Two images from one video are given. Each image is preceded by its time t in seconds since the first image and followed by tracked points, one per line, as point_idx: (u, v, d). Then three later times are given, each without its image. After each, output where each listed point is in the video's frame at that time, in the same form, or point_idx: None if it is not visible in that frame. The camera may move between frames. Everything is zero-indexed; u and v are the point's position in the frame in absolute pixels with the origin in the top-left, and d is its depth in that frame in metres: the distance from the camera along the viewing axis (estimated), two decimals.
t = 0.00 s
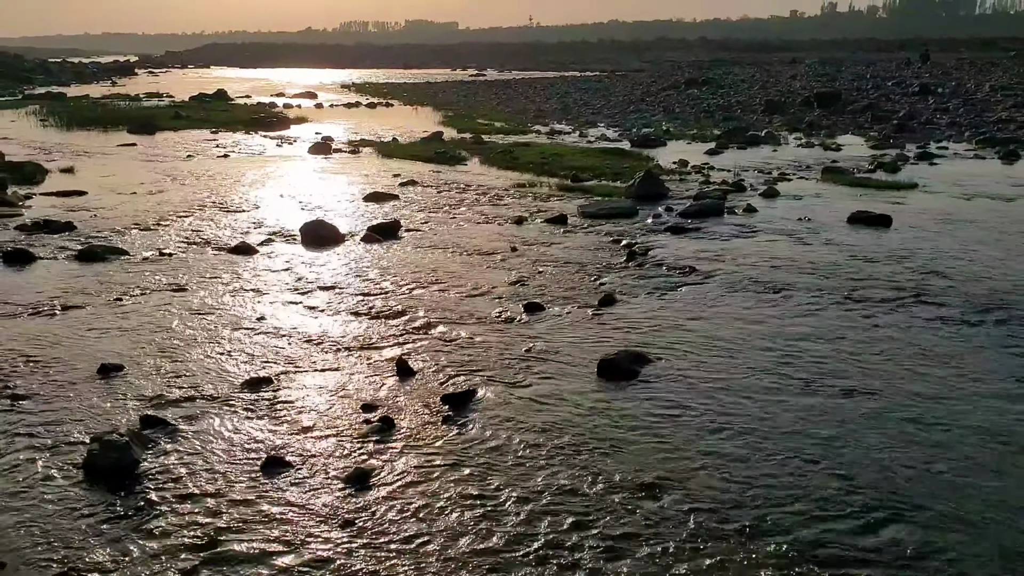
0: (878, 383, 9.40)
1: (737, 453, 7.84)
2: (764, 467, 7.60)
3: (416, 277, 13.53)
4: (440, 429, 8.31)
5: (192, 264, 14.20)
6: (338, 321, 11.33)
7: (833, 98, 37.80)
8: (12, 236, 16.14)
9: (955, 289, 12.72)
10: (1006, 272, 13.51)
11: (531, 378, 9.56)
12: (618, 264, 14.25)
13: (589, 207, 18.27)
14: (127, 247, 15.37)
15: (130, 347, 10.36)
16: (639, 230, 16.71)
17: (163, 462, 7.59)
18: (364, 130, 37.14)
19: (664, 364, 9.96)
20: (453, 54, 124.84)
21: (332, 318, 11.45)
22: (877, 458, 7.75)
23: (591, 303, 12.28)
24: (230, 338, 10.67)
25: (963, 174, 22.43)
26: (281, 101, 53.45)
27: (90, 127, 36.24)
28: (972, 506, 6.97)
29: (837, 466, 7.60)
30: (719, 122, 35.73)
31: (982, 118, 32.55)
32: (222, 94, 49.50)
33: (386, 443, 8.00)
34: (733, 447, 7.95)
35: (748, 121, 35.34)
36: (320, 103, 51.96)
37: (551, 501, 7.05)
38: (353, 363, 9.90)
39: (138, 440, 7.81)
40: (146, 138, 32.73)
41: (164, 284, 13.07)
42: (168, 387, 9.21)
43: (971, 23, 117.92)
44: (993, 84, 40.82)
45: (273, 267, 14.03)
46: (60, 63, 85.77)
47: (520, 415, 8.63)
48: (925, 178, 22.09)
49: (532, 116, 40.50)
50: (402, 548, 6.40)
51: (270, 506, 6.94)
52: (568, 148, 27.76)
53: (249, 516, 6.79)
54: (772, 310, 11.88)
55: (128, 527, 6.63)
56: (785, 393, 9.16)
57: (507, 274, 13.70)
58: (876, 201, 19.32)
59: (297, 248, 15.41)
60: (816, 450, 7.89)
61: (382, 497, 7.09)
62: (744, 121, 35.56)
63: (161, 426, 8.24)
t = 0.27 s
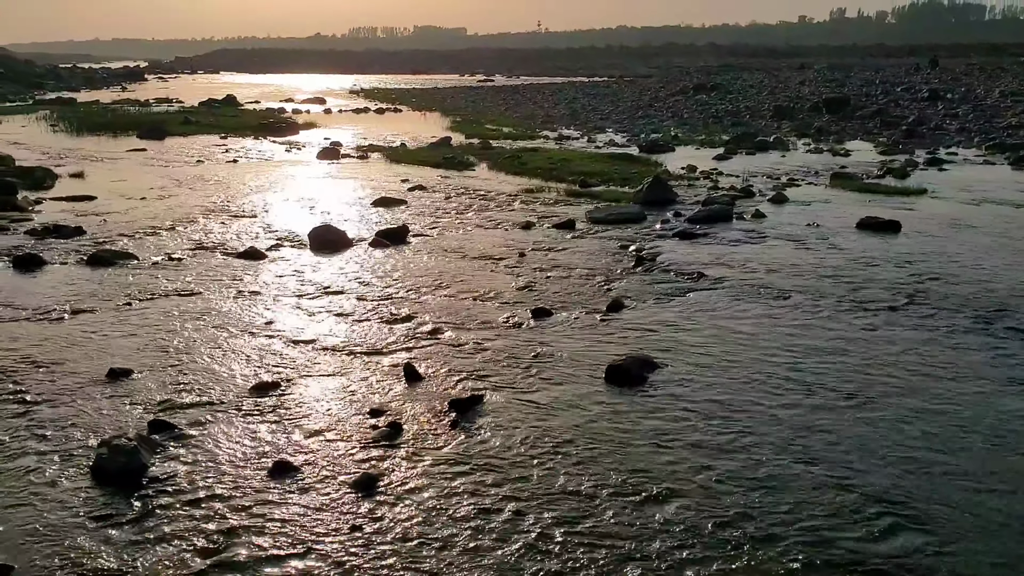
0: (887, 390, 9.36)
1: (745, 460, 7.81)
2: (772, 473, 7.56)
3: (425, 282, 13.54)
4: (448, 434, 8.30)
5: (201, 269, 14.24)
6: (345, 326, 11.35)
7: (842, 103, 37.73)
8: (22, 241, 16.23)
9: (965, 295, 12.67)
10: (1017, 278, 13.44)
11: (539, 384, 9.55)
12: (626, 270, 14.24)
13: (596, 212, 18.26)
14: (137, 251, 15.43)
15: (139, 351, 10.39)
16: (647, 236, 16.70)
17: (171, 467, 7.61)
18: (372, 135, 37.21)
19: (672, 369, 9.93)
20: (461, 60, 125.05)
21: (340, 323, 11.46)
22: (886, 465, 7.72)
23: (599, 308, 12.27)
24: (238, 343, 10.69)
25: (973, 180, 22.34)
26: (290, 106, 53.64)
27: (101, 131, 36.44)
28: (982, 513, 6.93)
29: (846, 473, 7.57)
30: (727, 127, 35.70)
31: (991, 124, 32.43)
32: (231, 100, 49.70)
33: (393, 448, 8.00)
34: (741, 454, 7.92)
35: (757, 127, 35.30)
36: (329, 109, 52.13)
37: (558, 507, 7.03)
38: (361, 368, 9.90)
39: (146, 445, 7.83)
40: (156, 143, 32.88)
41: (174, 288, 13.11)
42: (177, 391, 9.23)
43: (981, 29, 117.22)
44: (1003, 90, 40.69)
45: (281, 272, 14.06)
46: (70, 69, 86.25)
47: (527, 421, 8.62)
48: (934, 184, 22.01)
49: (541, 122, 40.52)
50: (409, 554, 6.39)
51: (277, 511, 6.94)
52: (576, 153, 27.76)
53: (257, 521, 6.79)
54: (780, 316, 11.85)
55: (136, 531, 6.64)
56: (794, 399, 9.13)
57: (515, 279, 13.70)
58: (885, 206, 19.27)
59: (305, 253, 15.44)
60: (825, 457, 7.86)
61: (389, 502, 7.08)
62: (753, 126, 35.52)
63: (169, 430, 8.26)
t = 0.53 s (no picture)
0: (897, 396, 9.32)
1: (754, 465, 7.78)
2: (781, 480, 7.53)
3: (433, 287, 13.54)
4: (456, 439, 8.29)
5: (210, 273, 14.27)
6: (354, 330, 11.36)
7: (851, 108, 37.65)
8: (33, 245, 16.30)
9: (974, 301, 12.62)
10: None
11: (547, 389, 9.54)
12: (635, 274, 14.22)
13: (605, 217, 18.25)
14: (146, 255, 15.49)
15: (148, 355, 10.42)
16: (655, 241, 16.68)
17: (179, 471, 7.62)
18: (381, 140, 37.27)
19: (681, 375, 9.91)
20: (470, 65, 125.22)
21: (348, 328, 11.47)
22: (896, 472, 7.68)
23: (607, 313, 12.25)
24: (247, 347, 10.70)
25: (983, 185, 22.26)
26: (299, 111, 53.80)
27: (111, 136, 36.59)
28: (992, 520, 6.88)
29: (855, 480, 7.53)
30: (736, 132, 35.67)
31: (1001, 129, 32.32)
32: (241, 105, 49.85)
33: (401, 453, 8.00)
34: (750, 460, 7.89)
35: (765, 132, 35.24)
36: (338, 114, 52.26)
37: (566, 512, 7.02)
38: (369, 372, 9.91)
39: (155, 449, 7.84)
40: (165, 148, 33.00)
41: (183, 292, 13.14)
42: (186, 395, 9.24)
43: (990, 34, 116.93)
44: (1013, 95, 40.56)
45: (290, 276, 14.08)
46: (80, 74, 86.66)
47: (536, 426, 8.61)
48: (944, 189, 21.94)
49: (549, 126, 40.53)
50: (416, 559, 6.38)
51: (285, 516, 6.94)
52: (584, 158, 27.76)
53: (264, 526, 6.79)
54: (789, 322, 11.82)
55: (144, 535, 6.65)
56: (803, 405, 9.09)
57: (523, 284, 13.70)
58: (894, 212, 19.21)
59: (313, 258, 15.47)
60: (834, 464, 7.82)
61: (397, 507, 7.07)
62: (762, 131, 35.47)
63: (178, 435, 8.27)
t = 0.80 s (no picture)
0: (905, 402, 9.29)
1: (762, 471, 7.76)
2: (789, 485, 7.51)
3: (440, 291, 13.55)
4: (463, 444, 8.29)
5: (218, 277, 14.30)
6: (361, 334, 11.37)
7: (859, 113, 37.60)
8: (42, 249, 16.37)
9: (983, 306, 12.58)
10: None
11: (554, 393, 9.53)
12: (642, 279, 14.22)
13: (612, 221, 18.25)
14: (155, 259, 15.54)
15: (156, 359, 10.44)
16: (663, 245, 16.67)
17: (186, 474, 7.63)
18: (388, 144, 37.33)
19: (688, 380, 9.89)
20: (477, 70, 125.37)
21: (356, 332, 11.48)
22: (904, 477, 7.65)
23: (614, 317, 12.25)
24: (255, 351, 10.72)
25: (991, 190, 22.19)
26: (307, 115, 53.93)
27: (120, 141, 36.75)
28: (1000, 526, 6.86)
29: (863, 485, 7.51)
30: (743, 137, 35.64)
31: (1010, 134, 32.25)
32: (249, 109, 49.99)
33: (408, 457, 8.00)
34: (758, 465, 7.87)
35: (773, 137, 35.20)
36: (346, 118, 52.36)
37: (573, 517, 7.01)
38: (376, 376, 9.92)
39: (163, 452, 7.86)
40: (173, 152, 33.11)
41: (191, 296, 13.17)
42: (193, 399, 9.26)
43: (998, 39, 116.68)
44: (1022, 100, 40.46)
45: (297, 280, 14.11)
46: (90, 79, 87.04)
47: (543, 431, 8.60)
48: (952, 194, 21.89)
49: (556, 131, 40.55)
50: (422, 563, 6.38)
51: (292, 519, 6.94)
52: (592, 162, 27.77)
53: (271, 530, 6.80)
54: (796, 326, 11.79)
55: (152, 538, 6.66)
56: (810, 410, 9.06)
57: (530, 288, 13.70)
58: (902, 216, 19.17)
59: (321, 262, 15.49)
60: (842, 469, 7.79)
61: (404, 511, 7.07)
62: (769, 136, 35.44)
63: (185, 438, 8.28)
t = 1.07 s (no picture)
0: (913, 407, 9.25)
1: (770, 476, 7.74)
2: (796, 490, 7.48)
3: (448, 295, 13.56)
4: (470, 448, 8.29)
5: (227, 281, 14.34)
6: (368, 338, 11.38)
7: (868, 117, 37.52)
8: (51, 252, 16.45)
9: (992, 311, 12.53)
10: None
11: (562, 397, 9.52)
12: (649, 283, 14.21)
13: (619, 226, 18.24)
14: (163, 263, 15.59)
15: (164, 362, 10.47)
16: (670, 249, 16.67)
17: (194, 478, 7.64)
18: (396, 148, 37.38)
19: (696, 384, 9.87)
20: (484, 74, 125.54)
21: (363, 335, 11.49)
22: (912, 483, 7.62)
23: (621, 322, 12.24)
24: (263, 355, 10.75)
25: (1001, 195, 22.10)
26: (315, 120, 54.07)
27: (129, 145, 36.89)
28: (1009, 533, 6.82)
29: (871, 491, 7.48)
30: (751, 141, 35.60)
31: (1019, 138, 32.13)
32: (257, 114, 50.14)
33: (415, 461, 8.00)
34: (765, 470, 7.84)
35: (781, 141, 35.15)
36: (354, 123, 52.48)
37: (579, 521, 6.99)
38: (383, 380, 9.93)
39: (170, 455, 7.88)
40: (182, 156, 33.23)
41: (199, 300, 13.20)
42: (201, 402, 9.28)
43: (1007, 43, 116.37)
44: None
45: (305, 284, 14.13)
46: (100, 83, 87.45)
47: (550, 435, 8.59)
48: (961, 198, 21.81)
49: (564, 135, 40.57)
50: (428, 567, 6.37)
51: (298, 523, 6.94)
52: (600, 166, 27.78)
53: (277, 533, 6.80)
54: (804, 331, 11.76)
55: (158, 541, 6.67)
56: (819, 415, 9.03)
57: (538, 293, 13.70)
58: (911, 221, 19.10)
59: (329, 265, 15.52)
60: (850, 474, 7.76)
61: (410, 515, 7.07)
62: (777, 140, 35.40)
63: (193, 441, 8.30)
